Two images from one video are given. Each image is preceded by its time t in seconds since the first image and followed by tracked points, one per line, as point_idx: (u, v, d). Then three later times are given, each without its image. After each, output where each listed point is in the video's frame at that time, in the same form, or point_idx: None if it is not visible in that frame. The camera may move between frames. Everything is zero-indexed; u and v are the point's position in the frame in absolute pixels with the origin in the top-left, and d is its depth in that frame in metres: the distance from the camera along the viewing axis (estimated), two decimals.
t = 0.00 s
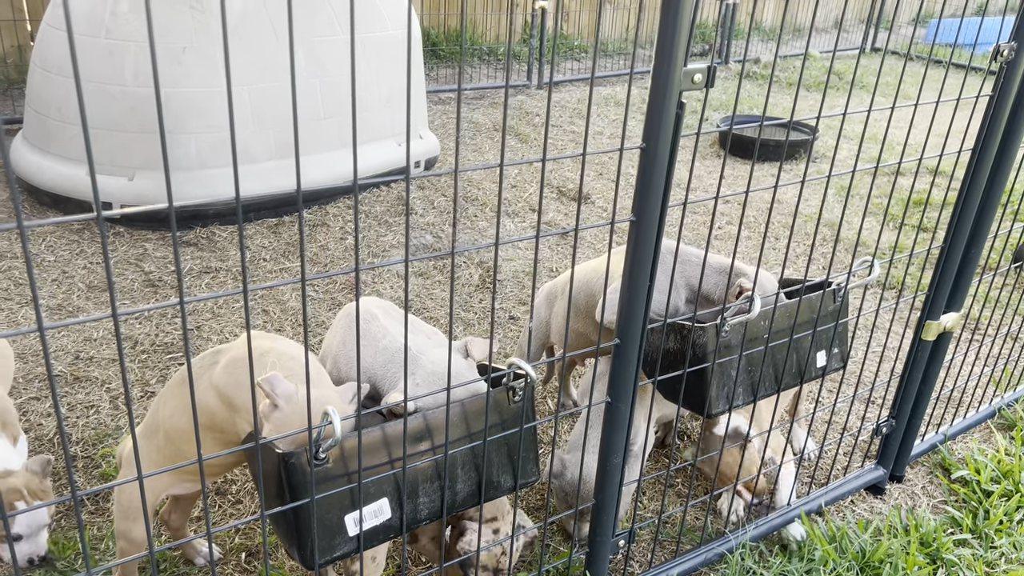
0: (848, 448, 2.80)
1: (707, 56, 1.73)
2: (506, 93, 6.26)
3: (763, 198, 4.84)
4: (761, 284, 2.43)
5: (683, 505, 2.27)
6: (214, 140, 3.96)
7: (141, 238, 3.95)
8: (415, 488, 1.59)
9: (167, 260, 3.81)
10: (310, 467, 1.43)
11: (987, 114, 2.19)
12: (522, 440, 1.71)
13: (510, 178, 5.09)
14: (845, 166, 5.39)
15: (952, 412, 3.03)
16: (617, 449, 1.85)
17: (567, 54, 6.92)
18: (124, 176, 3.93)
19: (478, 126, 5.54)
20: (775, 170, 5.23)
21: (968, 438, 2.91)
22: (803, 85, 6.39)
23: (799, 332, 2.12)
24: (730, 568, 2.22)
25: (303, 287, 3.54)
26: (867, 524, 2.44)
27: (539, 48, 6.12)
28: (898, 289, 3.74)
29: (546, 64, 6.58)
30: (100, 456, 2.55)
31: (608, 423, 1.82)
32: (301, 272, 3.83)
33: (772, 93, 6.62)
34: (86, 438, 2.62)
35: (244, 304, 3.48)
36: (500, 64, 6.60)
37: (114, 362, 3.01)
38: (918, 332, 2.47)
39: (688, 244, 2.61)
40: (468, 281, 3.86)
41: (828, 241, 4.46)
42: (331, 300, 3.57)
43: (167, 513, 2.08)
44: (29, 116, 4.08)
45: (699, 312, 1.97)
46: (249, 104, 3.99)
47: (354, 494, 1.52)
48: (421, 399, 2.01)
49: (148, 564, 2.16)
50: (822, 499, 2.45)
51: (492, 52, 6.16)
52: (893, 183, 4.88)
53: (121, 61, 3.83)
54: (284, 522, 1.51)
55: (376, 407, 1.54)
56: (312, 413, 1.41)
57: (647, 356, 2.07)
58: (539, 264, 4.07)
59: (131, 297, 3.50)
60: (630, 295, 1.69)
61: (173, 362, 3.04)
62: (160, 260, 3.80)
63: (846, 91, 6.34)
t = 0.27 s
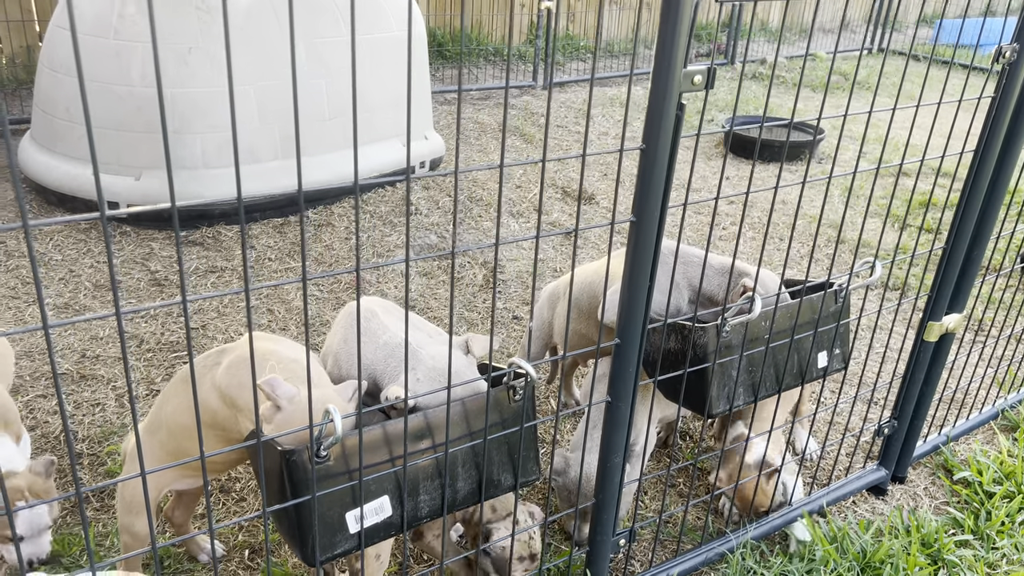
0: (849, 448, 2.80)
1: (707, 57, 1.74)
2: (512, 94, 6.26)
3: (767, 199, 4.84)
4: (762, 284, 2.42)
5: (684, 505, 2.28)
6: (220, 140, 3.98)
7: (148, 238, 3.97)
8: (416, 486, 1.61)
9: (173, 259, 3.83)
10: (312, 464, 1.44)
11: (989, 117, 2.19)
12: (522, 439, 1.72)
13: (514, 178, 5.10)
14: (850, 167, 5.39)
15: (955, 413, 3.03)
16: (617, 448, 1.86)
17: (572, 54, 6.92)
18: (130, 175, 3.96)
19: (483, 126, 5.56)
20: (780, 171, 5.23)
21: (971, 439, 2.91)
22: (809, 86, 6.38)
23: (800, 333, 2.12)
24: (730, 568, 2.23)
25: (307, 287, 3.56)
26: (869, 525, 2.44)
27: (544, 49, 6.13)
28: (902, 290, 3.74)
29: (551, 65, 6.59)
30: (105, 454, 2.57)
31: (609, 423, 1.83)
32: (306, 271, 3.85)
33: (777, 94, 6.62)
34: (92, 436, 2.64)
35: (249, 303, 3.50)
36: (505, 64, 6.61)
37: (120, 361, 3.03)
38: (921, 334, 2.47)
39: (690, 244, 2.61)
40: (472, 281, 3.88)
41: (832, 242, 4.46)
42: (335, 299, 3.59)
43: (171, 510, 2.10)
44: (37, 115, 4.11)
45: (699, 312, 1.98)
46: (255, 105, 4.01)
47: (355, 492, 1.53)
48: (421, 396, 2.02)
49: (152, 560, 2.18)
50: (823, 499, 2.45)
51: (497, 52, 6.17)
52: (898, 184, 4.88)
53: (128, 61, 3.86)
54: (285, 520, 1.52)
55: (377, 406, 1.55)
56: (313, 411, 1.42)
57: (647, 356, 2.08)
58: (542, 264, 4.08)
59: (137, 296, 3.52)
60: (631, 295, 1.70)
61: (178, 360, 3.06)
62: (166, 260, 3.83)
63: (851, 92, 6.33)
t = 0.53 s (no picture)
0: (851, 446, 2.80)
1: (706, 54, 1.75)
2: (518, 93, 6.28)
3: (772, 198, 4.84)
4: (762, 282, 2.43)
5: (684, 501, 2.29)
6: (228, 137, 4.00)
7: (155, 234, 4.00)
8: (415, 479, 1.62)
9: (180, 256, 3.86)
10: (312, 456, 1.46)
11: (992, 114, 2.19)
12: (521, 433, 1.73)
13: (519, 177, 5.12)
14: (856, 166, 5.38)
15: (958, 412, 3.03)
16: (616, 443, 1.87)
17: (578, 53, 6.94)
18: (138, 173, 4.00)
19: (488, 125, 5.58)
20: (785, 170, 5.22)
21: (973, 438, 2.91)
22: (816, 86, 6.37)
23: (801, 330, 2.13)
24: (730, 564, 2.24)
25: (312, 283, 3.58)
26: (869, 523, 2.44)
27: (550, 48, 6.14)
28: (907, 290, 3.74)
29: (557, 64, 6.60)
30: (111, 447, 2.60)
31: (608, 418, 1.84)
32: (311, 268, 3.87)
33: (783, 93, 6.61)
34: (98, 430, 2.66)
35: (254, 299, 3.53)
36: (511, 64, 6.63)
37: (127, 356, 3.05)
38: (922, 332, 2.47)
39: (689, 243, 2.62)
40: (476, 278, 3.89)
41: (836, 241, 4.46)
42: (340, 296, 3.61)
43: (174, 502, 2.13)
44: (46, 113, 4.15)
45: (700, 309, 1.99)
46: (262, 103, 4.04)
47: (355, 484, 1.54)
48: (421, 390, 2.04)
49: (156, 552, 2.20)
50: (824, 497, 2.46)
51: (503, 51, 6.19)
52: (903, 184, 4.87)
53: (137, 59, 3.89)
54: (286, 511, 1.54)
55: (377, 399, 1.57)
56: (314, 404, 1.44)
57: (647, 353, 2.09)
58: (546, 262, 4.10)
59: (144, 292, 3.55)
60: (630, 291, 1.71)
61: (184, 355, 3.09)
62: (173, 257, 3.86)
63: (858, 92, 6.32)
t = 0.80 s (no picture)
0: (855, 449, 2.80)
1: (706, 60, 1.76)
2: (527, 94, 6.29)
3: (780, 200, 4.84)
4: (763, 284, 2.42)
5: (685, 503, 2.30)
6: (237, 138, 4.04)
7: (164, 233, 4.03)
8: (416, 478, 1.64)
9: (189, 255, 3.89)
10: (313, 455, 1.47)
11: (997, 115, 2.19)
12: (521, 433, 1.74)
13: (527, 178, 5.13)
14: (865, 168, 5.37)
15: (963, 416, 3.02)
16: (617, 444, 1.88)
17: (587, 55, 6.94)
18: (149, 172, 4.03)
19: (497, 126, 5.59)
20: (794, 172, 5.22)
21: (979, 442, 2.90)
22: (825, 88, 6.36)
23: (803, 333, 2.13)
24: (731, 566, 2.24)
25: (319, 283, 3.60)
26: (872, 526, 2.44)
27: (559, 50, 6.16)
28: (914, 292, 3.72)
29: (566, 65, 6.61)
30: (118, 444, 2.62)
31: (609, 419, 1.85)
32: (318, 268, 3.89)
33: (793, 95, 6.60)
34: (106, 427, 2.69)
35: (261, 298, 3.55)
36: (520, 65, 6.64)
37: (135, 354, 3.08)
38: (926, 336, 2.47)
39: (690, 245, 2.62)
40: (481, 279, 3.91)
41: (844, 243, 4.46)
42: (346, 296, 3.63)
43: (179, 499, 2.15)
44: (58, 113, 4.18)
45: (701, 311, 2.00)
46: (271, 103, 4.07)
47: (356, 482, 1.56)
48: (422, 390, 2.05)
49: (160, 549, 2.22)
50: (826, 500, 2.46)
51: (513, 52, 6.20)
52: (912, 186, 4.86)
53: (148, 60, 3.92)
54: (287, 509, 1.56)
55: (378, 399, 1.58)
56: (314, 403, 1.45)
57: (649, 354, 2.10)
58: (552, 263, 4.11)
59: (153, 291, 3.58)
60: (630, 292, 1.72)
61: (191, 354, 3.11)
62: (182, 256, 3.89)
63: (867, 94, 6.30)
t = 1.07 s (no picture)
0: (856, 452, 2.79)
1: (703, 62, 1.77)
2: (537, 96, 6.31)
3: (787, 203, 4.83)
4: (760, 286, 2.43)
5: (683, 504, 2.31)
6: (245, 138, 4.07)
7: (172, 233, 4.07)
8: (411, 476, 1.65)
9: (197, 255, 3.93)
10: (309, 451, 1.49)
11: (998, 118, 2.19)
12: (517, 432, 1.75)
13: (535, 179, 5.14)
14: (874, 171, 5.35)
15: (967, 420, 3.01)
16: (613, 444, 1.89)
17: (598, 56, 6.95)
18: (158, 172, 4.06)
19: (505, 127, 5.61)
20: (802, 175, 5.21)
21: (982, 446, 2.89)
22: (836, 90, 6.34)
23: (801, 335, 2.13)
24: (729, 567, 2.24)
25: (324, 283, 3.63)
26: (871, 529, 2.44)
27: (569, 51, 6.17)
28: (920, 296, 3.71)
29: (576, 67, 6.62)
30: (123, 441, 2.65)
31: (605, 419, 1.86)
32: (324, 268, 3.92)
33: (804, 97, 6.59)
34: (111, 424, 2.72)
35: (267, 298, 3.58)
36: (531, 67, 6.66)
37: (141, 352, 3.12)
38: (927, 339, 2.47)
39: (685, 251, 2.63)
40: (487, 280, 3.92)
41: (851, 246, 4.45)
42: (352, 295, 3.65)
43: (181, 495, 2.18)
44: (69, 113, 4.23)
45: (699, 312, 2.00)
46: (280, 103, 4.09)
47: (352, 480, 1.58)
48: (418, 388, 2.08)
49: (162, 545, 2.25)
50: (825, 502, 2.46)
51: (523, 54, 6.22)
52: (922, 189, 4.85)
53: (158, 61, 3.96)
54: (284, 505, 1.58)
55: (374, 397, 1.60)
56: (310, 400, 1.47)
57: (647, 355, 2.11)
58: (558, 264, 4.12)
59: (160, 290, 3.61)
60: (626, 293, 1.73)
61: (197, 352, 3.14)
62: (190, 255, 3.92)
63: (878, 96, 6.28)
